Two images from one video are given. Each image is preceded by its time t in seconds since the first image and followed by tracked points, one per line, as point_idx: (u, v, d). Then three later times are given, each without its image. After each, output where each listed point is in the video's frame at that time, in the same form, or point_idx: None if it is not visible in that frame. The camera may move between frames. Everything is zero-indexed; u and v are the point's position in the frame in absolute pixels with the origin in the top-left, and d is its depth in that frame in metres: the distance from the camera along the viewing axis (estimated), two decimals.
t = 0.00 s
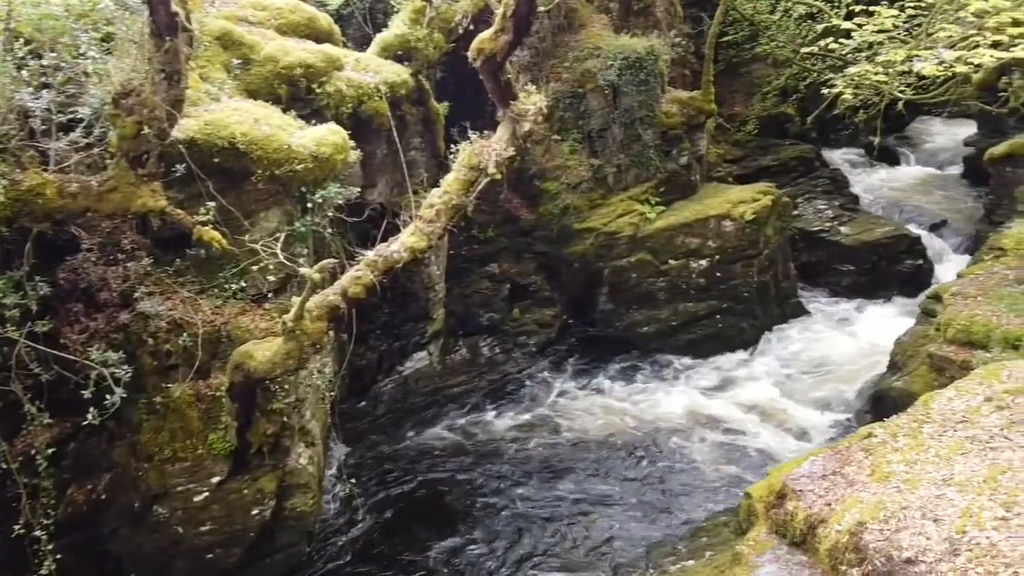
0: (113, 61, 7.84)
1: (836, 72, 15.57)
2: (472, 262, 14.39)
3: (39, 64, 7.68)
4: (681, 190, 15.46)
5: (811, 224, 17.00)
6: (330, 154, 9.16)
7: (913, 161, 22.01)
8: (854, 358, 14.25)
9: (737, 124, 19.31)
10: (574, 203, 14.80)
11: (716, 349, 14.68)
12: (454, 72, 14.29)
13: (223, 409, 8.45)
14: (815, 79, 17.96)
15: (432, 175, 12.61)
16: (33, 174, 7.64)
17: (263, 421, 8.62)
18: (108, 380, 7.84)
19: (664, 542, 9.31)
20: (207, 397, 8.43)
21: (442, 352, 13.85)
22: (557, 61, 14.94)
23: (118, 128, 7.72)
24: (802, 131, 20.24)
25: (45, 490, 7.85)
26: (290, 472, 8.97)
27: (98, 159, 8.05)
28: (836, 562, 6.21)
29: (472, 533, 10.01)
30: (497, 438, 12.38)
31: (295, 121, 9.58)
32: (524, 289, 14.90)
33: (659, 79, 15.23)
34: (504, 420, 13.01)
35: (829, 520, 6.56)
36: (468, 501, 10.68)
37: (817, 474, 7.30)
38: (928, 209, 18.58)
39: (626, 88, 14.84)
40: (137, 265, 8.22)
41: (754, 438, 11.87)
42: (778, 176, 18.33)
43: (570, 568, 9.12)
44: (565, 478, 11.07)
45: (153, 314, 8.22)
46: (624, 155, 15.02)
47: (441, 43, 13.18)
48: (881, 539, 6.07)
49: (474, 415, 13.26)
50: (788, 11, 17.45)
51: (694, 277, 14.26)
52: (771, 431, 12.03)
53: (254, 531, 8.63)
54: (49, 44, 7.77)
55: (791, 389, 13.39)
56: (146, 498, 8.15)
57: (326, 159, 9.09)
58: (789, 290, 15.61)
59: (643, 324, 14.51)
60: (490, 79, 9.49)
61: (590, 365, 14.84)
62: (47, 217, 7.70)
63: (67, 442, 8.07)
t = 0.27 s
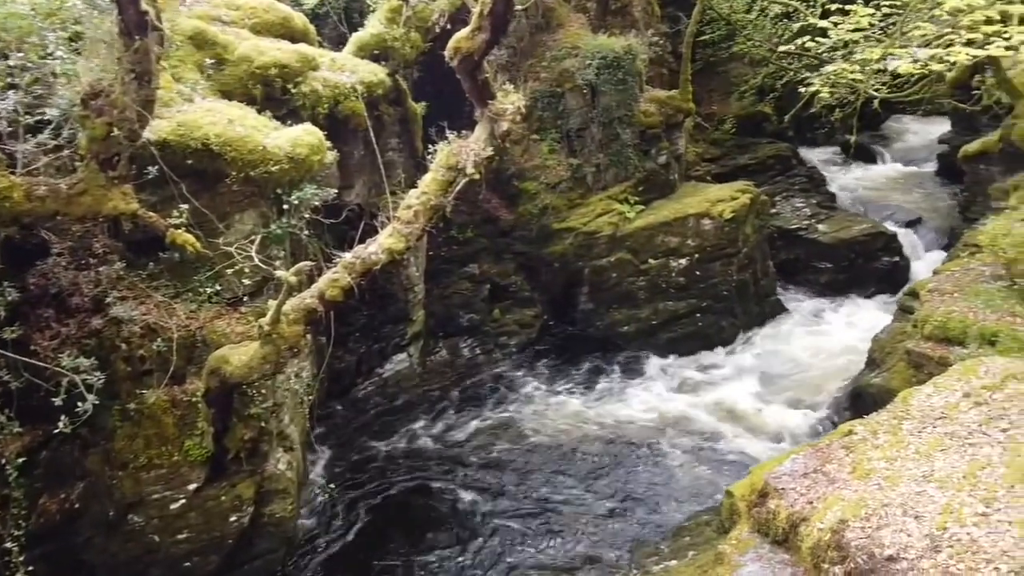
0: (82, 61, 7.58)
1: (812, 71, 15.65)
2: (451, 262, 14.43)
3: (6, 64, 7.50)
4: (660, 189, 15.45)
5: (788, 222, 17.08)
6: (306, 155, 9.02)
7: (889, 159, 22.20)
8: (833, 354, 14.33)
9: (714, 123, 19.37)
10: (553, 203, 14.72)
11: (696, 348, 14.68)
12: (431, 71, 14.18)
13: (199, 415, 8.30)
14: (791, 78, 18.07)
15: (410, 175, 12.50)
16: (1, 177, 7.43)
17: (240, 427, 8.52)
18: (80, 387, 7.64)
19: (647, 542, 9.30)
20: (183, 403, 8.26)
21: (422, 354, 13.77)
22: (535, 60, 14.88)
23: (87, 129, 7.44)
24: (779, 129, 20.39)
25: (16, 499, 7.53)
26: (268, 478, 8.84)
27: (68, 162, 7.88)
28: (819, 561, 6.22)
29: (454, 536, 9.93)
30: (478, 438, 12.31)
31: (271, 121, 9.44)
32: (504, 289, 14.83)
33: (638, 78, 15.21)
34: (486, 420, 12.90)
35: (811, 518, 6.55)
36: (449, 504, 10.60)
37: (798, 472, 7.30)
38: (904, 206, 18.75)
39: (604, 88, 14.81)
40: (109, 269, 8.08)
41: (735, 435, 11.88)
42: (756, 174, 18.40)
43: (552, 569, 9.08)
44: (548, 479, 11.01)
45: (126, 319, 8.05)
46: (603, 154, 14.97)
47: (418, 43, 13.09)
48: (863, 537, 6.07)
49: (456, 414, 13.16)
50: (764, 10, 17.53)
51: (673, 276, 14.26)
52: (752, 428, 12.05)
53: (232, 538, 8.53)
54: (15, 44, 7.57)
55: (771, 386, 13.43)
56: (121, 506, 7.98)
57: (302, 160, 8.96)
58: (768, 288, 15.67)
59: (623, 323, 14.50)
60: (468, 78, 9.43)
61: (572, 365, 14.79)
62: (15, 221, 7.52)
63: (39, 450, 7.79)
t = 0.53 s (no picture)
0: (57, 62, 7.45)
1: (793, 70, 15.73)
2: (434, 263, 14.47)
3: None
4: (643, 189, 15.42)
5: (771, 220, 17.14)
6: (287, 155, 8.87)
7: (870, 157, 22.34)
8: (817, 352, 14.38)
9: (697, 122, 19.40)
10: (537, 203, 14.68)
11: (681, 347, 14.70)
12: (413, 71, 14.10)
13: (180, 420, 8.18)
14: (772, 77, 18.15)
15: (393, 175, 12.42)
16: None
17: (223, 430, 8.42)
18: (57, 392, 7.49)
19: (633, 542, 9.27)
20: (163, 407, 8.15)
21: (406, 355, 13.70)
22: (517, 60, 14.83)
23: (62, 130, 7.41)
24: (761, 128, 20.45)
25: None
26: (250, 482, 8.75)
27: (44, 163, 7.70)
28: (805, 559, 6.23)
29: (440, 538, 9.85)
30: (463, 440, 12.24)
31: (251, 122, 9.32)
32: (489, 289, 14.77)
33: (621, 77, 15.18)
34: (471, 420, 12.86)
35: (797, 517, 6.55)
36: (435, 507, 10.52)
37: (784, 471, 7.31)
38: (886, 204, 18.90)
39: (587, 87, 14.79)
40: (86, 272, 7.94)
41: (722, 433, 11.88)
42: (739, 173, 18.46)
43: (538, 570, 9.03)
44: (534, 480, 10.96)
45: (104, 322, 7.92)
46: (587, 153, 14.91)
47: (400, 42, 13.01)
48: (849, 535, 6.08)
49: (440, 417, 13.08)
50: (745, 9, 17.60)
51: (658, 275, 14.25)
52: (738, 427, 12.06)
53: (215, 544, 8.41)
54: None
55: (756, 385, 13.46)
56: (100, 513, 7.83)
57: (282, 161, 8.82)
58: (752, 287, 15.72)
59: (608, 322, 14.48)
60: (450, 77, 9.41)
61: (557, 365, 14.75)
62: None
63: (16, 457, 7.60)
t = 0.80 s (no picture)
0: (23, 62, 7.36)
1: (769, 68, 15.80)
2: (414, 264, 14.30)
3: None
4: (622, 188, 15.41)
5: (749, 219, 17.23)
6: (261, 156, 8.75)
7: (846, 155, 22.54)
8: (796, 349, 14.44)
9: (675, 121, 19.44)
10: (516, 202, 14.61)
11: (661, 345, 14.74)
12: (390, 71, 13.99)
13: (154, 426, 8.02)
14: (748, 76, 18.24)
15: (370, 176, 12.31)
16: None
17: (199, 436, 8.22)
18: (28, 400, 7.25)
19: (617, 542, 9.24)
20: (137, 413, 7.99)
21: (385, 357, 13.59)
22: (494, 60, 14.76)
23: (30, 131, 7.37)
24: (738, 127, 20.54)
25: None
26: (228, 488, 8.60)
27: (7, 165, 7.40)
28: (788, 557, 6.25)
29: (423, 541, 9.77)
30: (445, 442, 12.16)
31: (224, 122, 9.17)
32: (468, 290, 14.71)
33: (598, 76, 15.18)
34: (452, 423, 12.80)
35: (779, 515, 6.56)
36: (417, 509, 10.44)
37: (765, 469, 7.32)
38: (862, 201, 19.06)
39: (565, 87, 14.74)
40: (57, 276, 7.72)
41: (704, 431, 11.90)
42: (716, 172, 18.53)
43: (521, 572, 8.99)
44: (516, 482, 10.89)
45: (76, 328, 7.73)
46: (565, 153, 14.89)
47: (376, 41, 12.89)
48: (831, 532, 6.09)
49: (420, 420, 13.01)
50: (721, 8, 17.67)
51: (637, 274, 14.26)
52: (721, 424, 12.09)
53: (192, 552, 8.26)
54: None
55: (738, 383, 13.49)
56: (73, 523, 7.68)
57: (257, 161, 8.69)
58: (730, 285, 15.78)
59: (587, 322, 14.46)
60: (427, 76, 9.41)
61: (537, 366, 14.70)
62: None
63: None
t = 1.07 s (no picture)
0: None
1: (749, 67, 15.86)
2: (395, 265, 14.16)
3: None
4: (603, 187, 15.39)
5: (730, 217, 17.29)
6: (239, 157, 8.55)
7: (825, 154, 22.70)
8: (777, 348, 14.48)
9: (655, 120, 19.49)
10: (497, 202, 14.54)
11: (643, 344, 14.74)
12: (369, 71, 13.88)
13: (132, 433, 7.85)
14: (728, 75, 18.30)
15: (350, 177, 12.21)
16: None
17: (177, 442, 8.06)
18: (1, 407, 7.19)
19: (601, 542, 9.19)
20: (114, 419, 7.81)
21: (367, 359, 13.47)
22: (475, 59, 14.68)
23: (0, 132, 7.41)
24: (718, 126, 20.61)
25: None
26: (208, 494, 8.44)
27: None
28: (773, 556, 6.25)
29: (406, 543, 9.69)
30: (429, 443, 12.07)
31: (202, 122, 8.97)
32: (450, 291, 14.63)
33: (578, 76, 15.16)
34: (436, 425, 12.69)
35: (764, 513, 6.56)
36: (401, 511, 10.35)
37: (749, 467, 7.31)
38: (841, 199, 19.20)
39: (545, 86, 14.73)
40: (30, 281, 7.62)
41: (688, 430, 11.90)
42: (697, 171, 18.58)
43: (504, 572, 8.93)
44: (499, 483, 10.81)
45: (50, 333, 7.63)
46: (546, 152, 14.86)
47: (354, 40, 12.79)
48: (816, 530, 6.08)
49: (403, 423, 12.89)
50: (700, 8, 17.73)
51: (619, 274, 14.26)
52: (705, 424, 12.09)
53: (172, 560, 8.11)
54: None
55: (722, 381, 13.51)
56: (49, 531, 7.54)
57: (235, 162, 8.51)
58: (712, 283, 15.82)
59: (570, 322, 14.43)
60: (406, 74, 9.32)
61: (520, 366, 14.63)
62: None
63: None
